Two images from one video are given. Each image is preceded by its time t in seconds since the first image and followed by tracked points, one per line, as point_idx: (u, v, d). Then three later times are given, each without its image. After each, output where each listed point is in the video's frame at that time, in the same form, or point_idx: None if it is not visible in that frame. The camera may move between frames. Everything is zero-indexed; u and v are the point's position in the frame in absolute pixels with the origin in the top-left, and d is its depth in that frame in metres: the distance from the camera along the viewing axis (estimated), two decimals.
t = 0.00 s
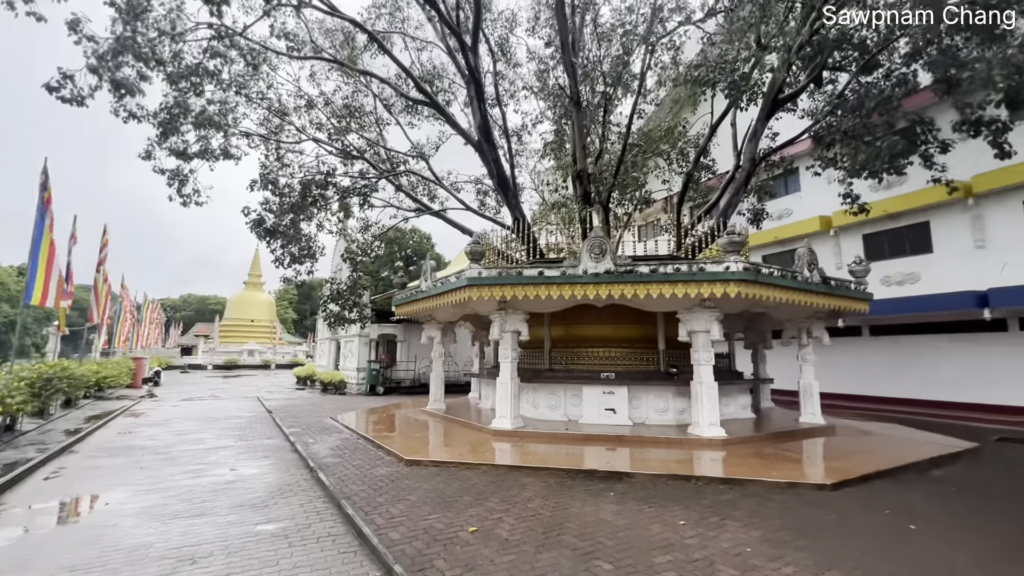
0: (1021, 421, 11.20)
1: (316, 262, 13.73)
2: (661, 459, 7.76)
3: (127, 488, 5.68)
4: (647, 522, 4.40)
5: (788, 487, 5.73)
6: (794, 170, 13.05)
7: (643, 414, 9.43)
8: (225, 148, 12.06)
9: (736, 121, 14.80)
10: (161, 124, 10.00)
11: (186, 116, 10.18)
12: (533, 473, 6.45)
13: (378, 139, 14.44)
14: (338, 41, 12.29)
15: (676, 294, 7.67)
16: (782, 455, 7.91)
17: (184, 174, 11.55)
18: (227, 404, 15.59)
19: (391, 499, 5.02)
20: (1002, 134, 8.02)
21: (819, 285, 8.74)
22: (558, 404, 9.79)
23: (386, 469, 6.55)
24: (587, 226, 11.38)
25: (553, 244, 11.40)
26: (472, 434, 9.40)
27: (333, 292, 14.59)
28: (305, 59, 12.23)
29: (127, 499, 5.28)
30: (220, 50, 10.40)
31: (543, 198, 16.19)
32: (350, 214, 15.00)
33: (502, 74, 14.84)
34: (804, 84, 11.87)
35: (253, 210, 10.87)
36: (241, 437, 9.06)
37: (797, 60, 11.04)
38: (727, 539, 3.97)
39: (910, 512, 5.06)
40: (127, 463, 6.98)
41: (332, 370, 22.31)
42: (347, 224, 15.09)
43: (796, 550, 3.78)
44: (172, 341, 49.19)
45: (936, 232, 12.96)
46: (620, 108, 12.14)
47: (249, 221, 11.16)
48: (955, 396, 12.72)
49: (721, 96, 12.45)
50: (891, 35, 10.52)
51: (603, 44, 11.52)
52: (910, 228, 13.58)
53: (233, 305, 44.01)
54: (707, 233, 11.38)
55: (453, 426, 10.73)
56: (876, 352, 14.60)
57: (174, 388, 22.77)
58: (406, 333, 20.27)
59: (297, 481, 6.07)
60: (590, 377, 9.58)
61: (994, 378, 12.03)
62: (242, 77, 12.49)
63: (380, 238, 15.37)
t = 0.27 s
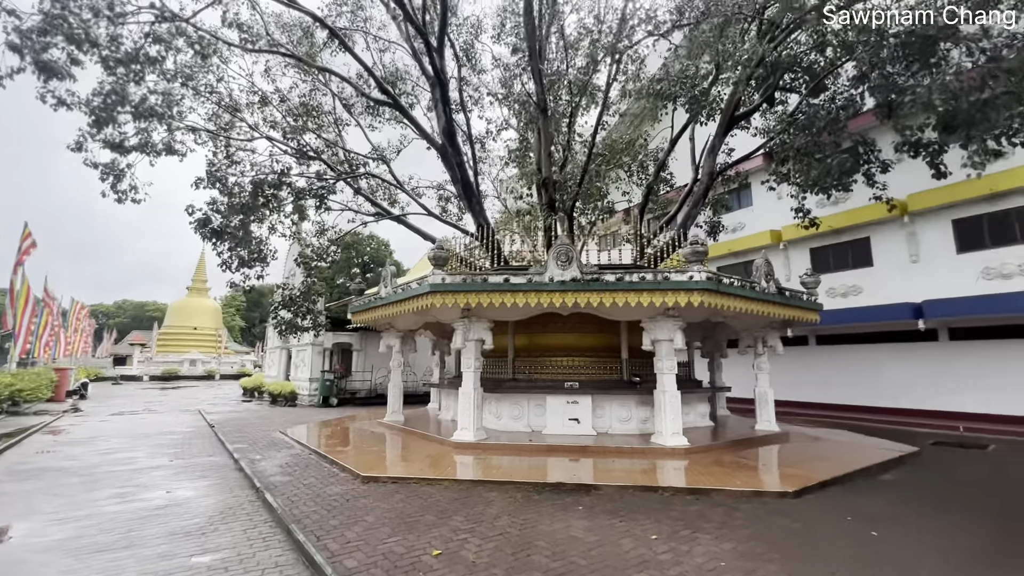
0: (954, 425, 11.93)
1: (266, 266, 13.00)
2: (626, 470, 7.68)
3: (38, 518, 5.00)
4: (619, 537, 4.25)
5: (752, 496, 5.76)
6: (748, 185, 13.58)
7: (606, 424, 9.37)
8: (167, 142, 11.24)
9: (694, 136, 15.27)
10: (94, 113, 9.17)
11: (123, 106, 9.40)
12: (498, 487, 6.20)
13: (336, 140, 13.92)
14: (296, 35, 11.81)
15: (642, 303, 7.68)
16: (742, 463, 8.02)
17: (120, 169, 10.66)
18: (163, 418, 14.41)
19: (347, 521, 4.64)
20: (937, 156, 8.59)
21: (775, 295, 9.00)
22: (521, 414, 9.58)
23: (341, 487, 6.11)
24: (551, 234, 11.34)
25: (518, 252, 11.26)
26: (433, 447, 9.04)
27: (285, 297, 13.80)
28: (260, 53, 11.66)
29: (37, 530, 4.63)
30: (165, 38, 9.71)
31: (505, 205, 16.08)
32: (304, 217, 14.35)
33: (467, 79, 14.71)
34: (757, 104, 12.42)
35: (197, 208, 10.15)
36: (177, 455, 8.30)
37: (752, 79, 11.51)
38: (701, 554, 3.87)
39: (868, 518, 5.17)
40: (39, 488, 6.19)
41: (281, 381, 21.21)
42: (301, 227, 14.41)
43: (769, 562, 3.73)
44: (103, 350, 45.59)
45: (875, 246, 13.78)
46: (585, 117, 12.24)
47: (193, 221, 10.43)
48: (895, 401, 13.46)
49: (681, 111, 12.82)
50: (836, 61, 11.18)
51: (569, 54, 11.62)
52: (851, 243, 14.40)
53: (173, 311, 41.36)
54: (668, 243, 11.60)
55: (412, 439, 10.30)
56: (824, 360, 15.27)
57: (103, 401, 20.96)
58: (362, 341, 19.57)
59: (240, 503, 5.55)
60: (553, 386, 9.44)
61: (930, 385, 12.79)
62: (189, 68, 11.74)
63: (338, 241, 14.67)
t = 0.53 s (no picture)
0: (909, 432, 12.34)
1: (224, 270, 12.34)
2: (601, 482, 7.53)
3: None
4: (601, 556, 4.09)
5: (729, 507, 5.72)
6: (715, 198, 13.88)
7: (580, 434, 9.24)
8: (118, 136, 10.55)
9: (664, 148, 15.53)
10: (34, 102, 8.49)
11: (68, 96, 8.74)
12: (471, 503, 5.94)
13: (303, 141, 13.43)
14: (263, 31, 11.38)
15: (617, 311, 7.62)
16: (715, 472, 8.04)
17: (63, 164, 9.92)
18: (105, 433, 13.40)
19: (309, 545, 4.29)
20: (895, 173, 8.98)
21: (744, 305, 9.15)
22: (493, 425, 9.34)
23: (303, 507, 5.72)
24: (524, 242, 11.20)
25: (491, 260, 11.05)
26: (400, 461, 8.67)
27: (244, 304, 13.05)
28: (223, 47, 11.15)
29: None
30: (117, 25, 9.13)
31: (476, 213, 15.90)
32: (267, 219, 13.78)
33: (440, 84, 14.55)
34: (725, 119, 12.78)
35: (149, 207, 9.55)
36: (120, 474, 7.64)
37: (721, 94, 11.81)
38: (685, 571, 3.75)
39: (842, 528, 5.20)
40: None
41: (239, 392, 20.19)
42: (263, 230, 13.79)
43: None
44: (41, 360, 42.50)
45: (834, 259, 14.31)
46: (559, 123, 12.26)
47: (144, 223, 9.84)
48: (854, 408, 13.88)
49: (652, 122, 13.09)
50: (798, 81, 11.70)
51: (543, 63, 11.64)
52: (812, 255, 14.92)
53: (121, 318, 39.04)
54: (640, 252, 11.67)
55: (379, 452, 9.88)
56: (788, 368, 15.67)
57: (38, 414, 19.40)
58: (326, 350, 18.88)
59: (190, 528, 5.09)
60: (526, 397, 9.26)
61: (887, 392, 13.23)
62: (144, 60, 11.10)
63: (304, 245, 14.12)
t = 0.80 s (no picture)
0: (887, 439, 12.48)
1: (194, 275, 11.80)
2: (588, 493, 7.32)
3: None
4: (596, 573, 3.88)
5: (721, 517, 5.58)
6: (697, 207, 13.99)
7: (565, 444, 9.04)
8: (81, 132, 10.01)
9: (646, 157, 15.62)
10: None
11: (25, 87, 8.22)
12: (456, 518, 5.66)
13: (280, 142, 13.03)
14: (240, 27, 11.04)
15: (605, 318, 7.48)
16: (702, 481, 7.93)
17: (19, 160, 9.32)
18: (60, 447, 12.56)
19: (282, 567, 3.96)
20: (873, 183, 9.13)
21: (729, 312, 9.14)
22: (476, 436, 9.06)
23: (275, 525, 5.34)
24: (508, 248, 11.01)
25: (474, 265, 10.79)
26: (379, 473, 8.31)
27: (215, 310, 12.44)
28: (197, 43, 10.76)
29: None
30: (83, 15, 8.68)
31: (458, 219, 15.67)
32: (241, 223, 13.28)
33: (422, 89, 14.37)
34: (707, 129, 12.95)
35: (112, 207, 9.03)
36: (73, 492, 7.08)
37: (703, 104, 11.94)
38: None
39: (836, 538, 5.11)
40: None
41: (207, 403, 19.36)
42: (236, 233, 13.28)
43: None
44: None
45: (812, 268, 14.56)
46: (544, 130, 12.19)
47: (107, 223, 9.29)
48: (833, 416, 14.00)
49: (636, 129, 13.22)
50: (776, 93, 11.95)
51: (529, 69, 11.59)
52: (790, 264, 15.15)
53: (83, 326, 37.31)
54: (624, 259, 11.61)
55: (356, 464, 9.47)
56: (769, 376, 15.79)
57: None
58: (300, 359, 18.27)
59: (149, 551, 4.67)
60: (511, 406, 9.02)
61: (865, 400, 13.41)
62: (111, 54, 10.62)
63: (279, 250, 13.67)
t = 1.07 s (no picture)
0: (879, 448, 12.46)
1: (173, 283, 11.36)
2: (586, 508, 7.09)
3: None
4: None
5: (725, 533, 5.41)
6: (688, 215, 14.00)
7: (559, 457, 8.80)
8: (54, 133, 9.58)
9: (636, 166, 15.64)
10: None
11: None
12: (450, 538, 5.38)
13: (265, 146, 12.71)
14: (225, 28, 10.78)
15: (601, 327, 7.32)
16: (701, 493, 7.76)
17: None
18: (26, 464, 11.91)
19: None
20: (864, 192, 9.17)
21: (725, 321, 9.05)
22: (468, 449, 8.77)
23: (257, 549, 5.00)
24: (500, 256, 10.80)
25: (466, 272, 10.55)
26: (366, 489, 7.97)
27: (195, 319, 11.95)
28: (180, 44, 10.46)
29: None
30: (58, 11, 8.34)
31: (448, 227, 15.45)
32: (223, 229, 12.89)
33: (412, 95, 14.22)
34: (697, 138, 13.00)
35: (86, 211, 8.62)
36: (38, 514, 6.62)
37: (694, 112, 11.97)
38: None
39: (844, 553, 4.96)
40: None
41: (186, 416, 18.67)
42: (218, 240, 12.88)
43: None
44: None
45: (801, 277, 14.64)
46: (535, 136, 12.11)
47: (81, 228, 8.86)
48: (825, 425, 13.98)
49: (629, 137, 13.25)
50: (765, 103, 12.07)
51: (521, 75, 11.51)
52: (779, 273, 15.22)
53: (55, 337, 36.03)
54: (617, 267, 11.47)
55: (342, 479, 9.09)
56: (760, 385, 15.75)
57: None
58: (284, 370, 17.76)
59: None
60: (503, 417, 8.77)
61: (856, 408, 13.41)
62: (89, 54, 10.26)
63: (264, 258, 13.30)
